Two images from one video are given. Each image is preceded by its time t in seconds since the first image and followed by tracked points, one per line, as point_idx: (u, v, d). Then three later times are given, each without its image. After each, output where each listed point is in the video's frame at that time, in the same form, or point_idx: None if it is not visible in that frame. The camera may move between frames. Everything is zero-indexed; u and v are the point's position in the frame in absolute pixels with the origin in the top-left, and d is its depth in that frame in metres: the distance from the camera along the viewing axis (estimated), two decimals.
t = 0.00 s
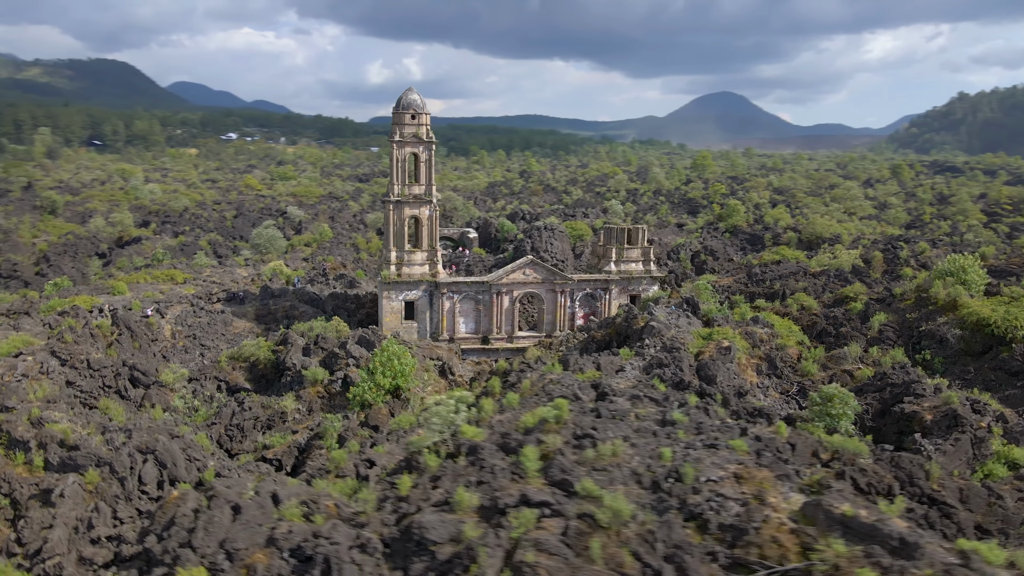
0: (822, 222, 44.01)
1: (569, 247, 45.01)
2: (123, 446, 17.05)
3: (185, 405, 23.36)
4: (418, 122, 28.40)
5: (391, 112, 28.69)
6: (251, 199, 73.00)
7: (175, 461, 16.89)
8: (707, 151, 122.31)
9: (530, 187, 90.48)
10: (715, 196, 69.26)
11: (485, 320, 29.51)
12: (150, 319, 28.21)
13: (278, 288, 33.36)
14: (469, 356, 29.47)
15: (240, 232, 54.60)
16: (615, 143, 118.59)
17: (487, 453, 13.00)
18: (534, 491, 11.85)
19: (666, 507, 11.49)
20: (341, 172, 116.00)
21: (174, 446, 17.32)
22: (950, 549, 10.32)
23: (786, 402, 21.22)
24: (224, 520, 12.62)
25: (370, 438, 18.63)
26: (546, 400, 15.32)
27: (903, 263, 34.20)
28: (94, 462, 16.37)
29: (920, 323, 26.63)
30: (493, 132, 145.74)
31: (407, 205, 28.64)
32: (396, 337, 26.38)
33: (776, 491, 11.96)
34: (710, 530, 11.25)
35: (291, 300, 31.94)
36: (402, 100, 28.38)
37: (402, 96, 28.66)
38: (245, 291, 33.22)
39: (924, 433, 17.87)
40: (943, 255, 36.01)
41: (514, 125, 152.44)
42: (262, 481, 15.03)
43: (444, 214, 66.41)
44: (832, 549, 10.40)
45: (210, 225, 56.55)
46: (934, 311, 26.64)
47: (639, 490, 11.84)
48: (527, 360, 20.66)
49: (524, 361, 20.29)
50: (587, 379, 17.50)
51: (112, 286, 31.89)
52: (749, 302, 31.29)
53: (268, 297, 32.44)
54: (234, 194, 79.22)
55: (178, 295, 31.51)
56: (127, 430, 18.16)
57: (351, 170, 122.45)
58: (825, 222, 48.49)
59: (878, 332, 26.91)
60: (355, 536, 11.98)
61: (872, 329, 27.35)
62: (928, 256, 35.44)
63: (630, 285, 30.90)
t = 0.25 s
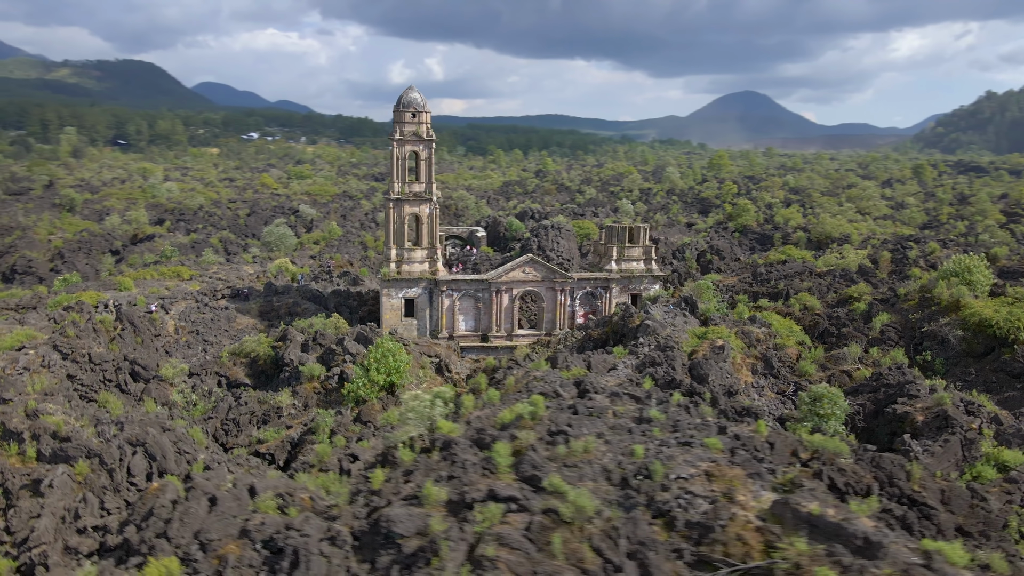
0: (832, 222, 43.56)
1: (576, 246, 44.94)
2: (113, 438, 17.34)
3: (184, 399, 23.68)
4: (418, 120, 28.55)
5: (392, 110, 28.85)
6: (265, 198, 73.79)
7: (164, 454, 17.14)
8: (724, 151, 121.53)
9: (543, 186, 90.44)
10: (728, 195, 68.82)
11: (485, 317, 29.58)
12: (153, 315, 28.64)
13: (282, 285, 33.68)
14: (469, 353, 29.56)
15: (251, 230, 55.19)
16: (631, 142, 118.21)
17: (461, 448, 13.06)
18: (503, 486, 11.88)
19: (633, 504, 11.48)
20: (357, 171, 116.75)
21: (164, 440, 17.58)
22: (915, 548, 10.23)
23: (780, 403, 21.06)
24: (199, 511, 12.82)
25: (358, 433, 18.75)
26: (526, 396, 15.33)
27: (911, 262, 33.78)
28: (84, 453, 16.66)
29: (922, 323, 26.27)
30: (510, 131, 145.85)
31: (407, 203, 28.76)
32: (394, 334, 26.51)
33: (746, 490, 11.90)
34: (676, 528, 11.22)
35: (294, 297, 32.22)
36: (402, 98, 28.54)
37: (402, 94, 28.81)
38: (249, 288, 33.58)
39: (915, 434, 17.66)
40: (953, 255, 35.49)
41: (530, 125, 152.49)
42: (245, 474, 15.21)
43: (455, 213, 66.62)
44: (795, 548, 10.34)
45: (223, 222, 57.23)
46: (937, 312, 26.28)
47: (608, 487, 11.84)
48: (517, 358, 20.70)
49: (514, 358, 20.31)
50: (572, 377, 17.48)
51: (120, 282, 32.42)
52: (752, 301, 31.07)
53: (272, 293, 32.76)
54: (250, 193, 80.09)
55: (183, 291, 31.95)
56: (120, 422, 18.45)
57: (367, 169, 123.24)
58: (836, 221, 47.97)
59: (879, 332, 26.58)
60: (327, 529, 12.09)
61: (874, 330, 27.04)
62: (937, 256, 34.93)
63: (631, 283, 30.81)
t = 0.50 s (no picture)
0: (842, 222, 43.10)
1: (583, 245, 44.85)
2: (105, 431, 17.64)
3: (183, 394, 24.02)
4: (419, 119, 28.69)
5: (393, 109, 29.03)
6: (280, 196, 74.44)
7: (154, 447, 17.42)
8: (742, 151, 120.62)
9: (557, 185, 90.35)
10: (742, 195, 68.33)
11: (485, 316, 29.66)
12: (158, 311, 29.08)
13: (287, 282, 34.00)
14: (469, 351, 29.66)
15: (264, 228, 55.71)
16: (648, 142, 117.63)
17: (435, 443, 13.12)
18: (472, 481, 11.93)
19: (600, 501, 11.47)
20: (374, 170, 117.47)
21: (154, 433, 17.87)
22: (878, 549, 10.14)
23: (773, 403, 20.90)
24: (176, 502, 13.03)
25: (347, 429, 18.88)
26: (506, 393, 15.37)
27: (919, 263, 33.33)
28: (75, 445, 16.96)
29: (924, 325, 25.93)
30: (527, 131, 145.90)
31: (408, 201, 28.93)
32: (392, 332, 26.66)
33: (716, 488, 11.85)
34: (642, 526, 11.21)
35: (298, 294, 32.51)
36: (404, 97, 28.69)
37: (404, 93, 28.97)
38: (254, 285, 33.95)
39: (905, 436, 17.46)
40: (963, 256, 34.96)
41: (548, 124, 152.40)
42: (228, 468, 15.40)
43: (467, 212, 66.76)
44: (757, 546, 10.28)
45: (236, 221, 57.82)
46: (940, 313, 25.91)
47: (576, 484, 11.85)
48: (509, 356, 20.75)
49: (504, 355, 20.34)
50: (557, 374, 17.48)
51: (128, 278, 32.95)
52: (754, 301, 30.84)
53: (276, 290, 33.10)
54: (266, 192, 80.76)
55: (188, 288, 32.40)
56: (114, 415, 18.76)
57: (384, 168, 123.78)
58: (848, 222, 47.44)
59: (881, 333, 26.27)
60: (298, 522, 12.22)
61: (876, 331, 26.73)
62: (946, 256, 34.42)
63: (632, 283, 30.68)
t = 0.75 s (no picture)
0: (852, 221, 42.60)
1: (590, 244, 44.69)
2: (99, 423, 17.94)
3: (183, 388, 24.36)
4: (420, 117, 28.83)
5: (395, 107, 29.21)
6: (295, 195, 74.95)
7: (146, 440, 17.69)
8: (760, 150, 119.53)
9: (572, 185, 90.06)
10: (756, 194, 67.74)
11: (485, 313, 29.74)
12: (162, 307, 29.49)
13: (292, 279, 34.29)
14: (469, 349, 29.74)
15: (276, 227, 56.16)
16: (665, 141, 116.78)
17: (409, 437, 13.19)
18: (441, 475, 11.98)
19: (566, 496, 11.47)
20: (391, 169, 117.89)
21: (146, 425, 18.17)
22: (840, 548, 10.05)
23: (766, 403, 20.75)
24: (154, 493, 13.25)
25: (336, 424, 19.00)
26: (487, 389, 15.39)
27: (928, 262, 32.83)
28: (68, 437, 17.26)
29: (927, 325, 25.55)
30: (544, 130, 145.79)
31: (408, 199, 29.08)
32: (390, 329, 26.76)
33: (684, 485, 11.81)
34: (608, 521, 11.20)
35: (302, 292, 32.79)
36: (405, 95, 28.84)
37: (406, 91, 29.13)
38: (259, 282, 34.29)
39: (894, 437, 17.25)
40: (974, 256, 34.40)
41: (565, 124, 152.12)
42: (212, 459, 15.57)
43: (479, 211, 66.80)
44: (718, 543, 10.23)
45: (249, 219, 58.34)
46: (943, 313, 25.54)
47: (545, 479, 11.85)
48: (500, 353, 20.79)
49: (494, 352, 20.36)
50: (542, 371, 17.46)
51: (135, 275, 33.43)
52: (757, 301, 30.58)
53: (281, 288, 33.40)
54: (282, 190, 81.33)
55: (194, 284, 32.80)
56: (108, 408, 19.07)
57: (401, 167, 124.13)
58: (860, 221, 46.86)
59: (883, 333, 25.94)
60: (271, 514, 12.36)
61: (877, 331, 26.41)
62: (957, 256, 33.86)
63: (633, 281, 30.57)
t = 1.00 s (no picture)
0: (863, 221, 42.08)
1: (598, 243, 44.59)
2: (92, 416, 18.27)
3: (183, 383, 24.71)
4: (422, 115, 28.96)
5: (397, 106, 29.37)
6: (310, 194, 75.61)
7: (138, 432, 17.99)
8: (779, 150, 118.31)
9: (586, 184, 89.86)
10: (770, 194, 67.12)
11: (485, 311, 29.79)
12: (167, 303, 29.94)
13: (297, 277, 34.62)
14: (468, 347, 29.81)
15: (288, 225, 56.70)
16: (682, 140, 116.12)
17: (383, 432, 13.27)
18: (410, 469, 12.05)
19: (533, 492, 11.49)
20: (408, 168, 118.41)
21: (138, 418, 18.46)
22: (800, 546, 9.97)
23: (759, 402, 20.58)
24: (134, 484, 13.47)
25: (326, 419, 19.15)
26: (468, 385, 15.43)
27: (936, 262, 32.33)
28: (60, 429, 17.61)
29: (929, 326, 25.16)
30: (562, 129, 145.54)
31: (409, 197, 29.24)
32: (389, 327, 26.88)
33: (652, 483, 11.77)
34: (573, 518, 11.21)
35: (305, 289, 33.08)
36: (407, 94, 28.99)
37: (408, 90, 29.27)
38: (265, 279, 34.66)
39: (883, 438, 17.05)
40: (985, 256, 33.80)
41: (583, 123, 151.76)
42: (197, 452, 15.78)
43: (491, 210, 66.91)
44: (678, 541, 10.20)
45: (262, 218, 58.97)
46: (946, 314, 25.15)
47: (513, 475, 11.88)
48: (491, 350, 20.84)
49: (484, 350, 20.40)
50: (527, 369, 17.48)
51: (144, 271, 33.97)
52: (760, 301, 30.34)
53: (286, 285, 33.70)
54: (297, 189, 82.09)
55: (200, 281, 33.25)
56: (103, 401, 19.41)
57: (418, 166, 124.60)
58: (873, 221, 46.25)
59: (885, 335, 25.60)
60: (244, 506, 12.51)
61: (879, 332, 26.07)
62: (967, 256, 33.31)
63: (635, 280, 30.46)
